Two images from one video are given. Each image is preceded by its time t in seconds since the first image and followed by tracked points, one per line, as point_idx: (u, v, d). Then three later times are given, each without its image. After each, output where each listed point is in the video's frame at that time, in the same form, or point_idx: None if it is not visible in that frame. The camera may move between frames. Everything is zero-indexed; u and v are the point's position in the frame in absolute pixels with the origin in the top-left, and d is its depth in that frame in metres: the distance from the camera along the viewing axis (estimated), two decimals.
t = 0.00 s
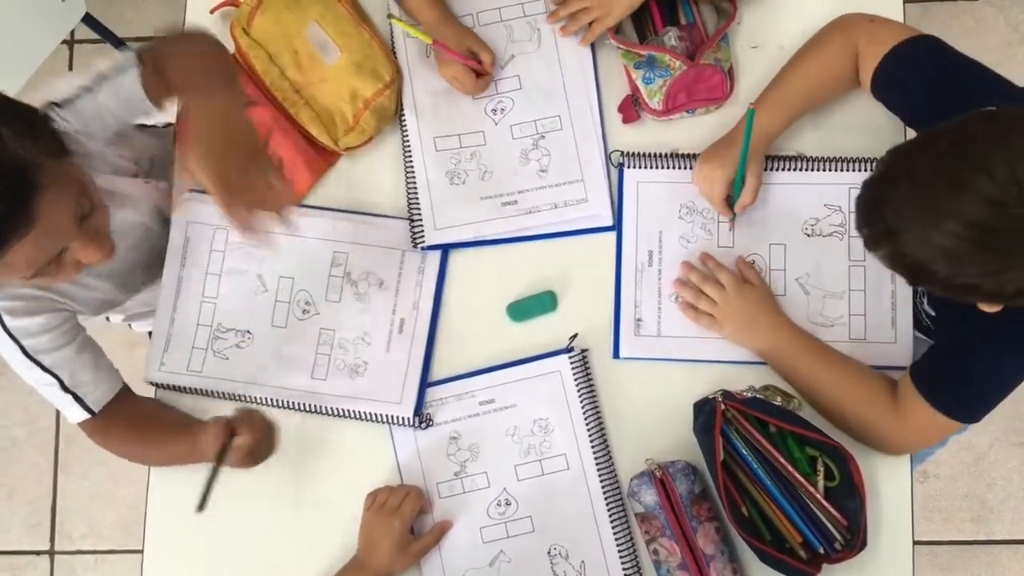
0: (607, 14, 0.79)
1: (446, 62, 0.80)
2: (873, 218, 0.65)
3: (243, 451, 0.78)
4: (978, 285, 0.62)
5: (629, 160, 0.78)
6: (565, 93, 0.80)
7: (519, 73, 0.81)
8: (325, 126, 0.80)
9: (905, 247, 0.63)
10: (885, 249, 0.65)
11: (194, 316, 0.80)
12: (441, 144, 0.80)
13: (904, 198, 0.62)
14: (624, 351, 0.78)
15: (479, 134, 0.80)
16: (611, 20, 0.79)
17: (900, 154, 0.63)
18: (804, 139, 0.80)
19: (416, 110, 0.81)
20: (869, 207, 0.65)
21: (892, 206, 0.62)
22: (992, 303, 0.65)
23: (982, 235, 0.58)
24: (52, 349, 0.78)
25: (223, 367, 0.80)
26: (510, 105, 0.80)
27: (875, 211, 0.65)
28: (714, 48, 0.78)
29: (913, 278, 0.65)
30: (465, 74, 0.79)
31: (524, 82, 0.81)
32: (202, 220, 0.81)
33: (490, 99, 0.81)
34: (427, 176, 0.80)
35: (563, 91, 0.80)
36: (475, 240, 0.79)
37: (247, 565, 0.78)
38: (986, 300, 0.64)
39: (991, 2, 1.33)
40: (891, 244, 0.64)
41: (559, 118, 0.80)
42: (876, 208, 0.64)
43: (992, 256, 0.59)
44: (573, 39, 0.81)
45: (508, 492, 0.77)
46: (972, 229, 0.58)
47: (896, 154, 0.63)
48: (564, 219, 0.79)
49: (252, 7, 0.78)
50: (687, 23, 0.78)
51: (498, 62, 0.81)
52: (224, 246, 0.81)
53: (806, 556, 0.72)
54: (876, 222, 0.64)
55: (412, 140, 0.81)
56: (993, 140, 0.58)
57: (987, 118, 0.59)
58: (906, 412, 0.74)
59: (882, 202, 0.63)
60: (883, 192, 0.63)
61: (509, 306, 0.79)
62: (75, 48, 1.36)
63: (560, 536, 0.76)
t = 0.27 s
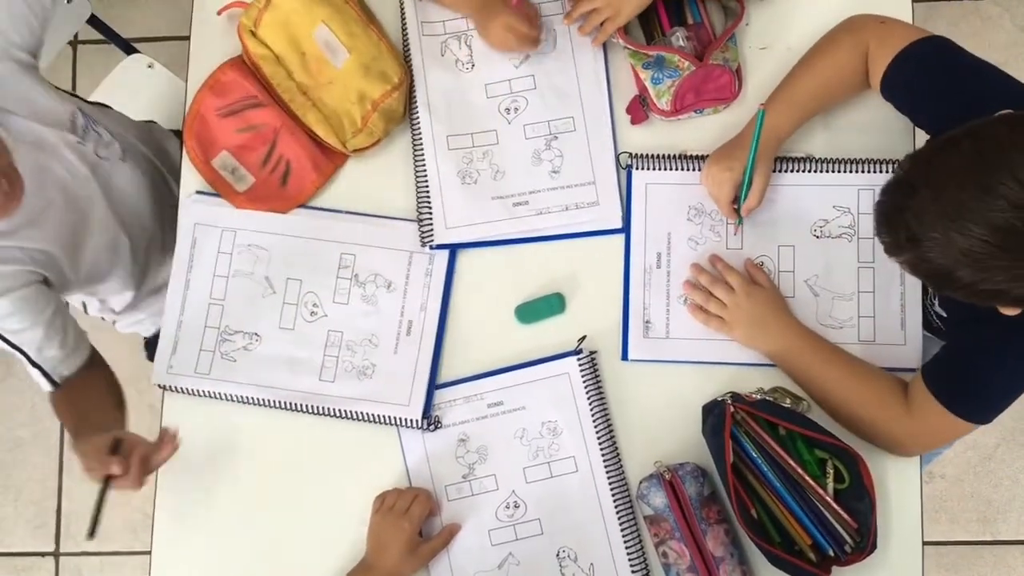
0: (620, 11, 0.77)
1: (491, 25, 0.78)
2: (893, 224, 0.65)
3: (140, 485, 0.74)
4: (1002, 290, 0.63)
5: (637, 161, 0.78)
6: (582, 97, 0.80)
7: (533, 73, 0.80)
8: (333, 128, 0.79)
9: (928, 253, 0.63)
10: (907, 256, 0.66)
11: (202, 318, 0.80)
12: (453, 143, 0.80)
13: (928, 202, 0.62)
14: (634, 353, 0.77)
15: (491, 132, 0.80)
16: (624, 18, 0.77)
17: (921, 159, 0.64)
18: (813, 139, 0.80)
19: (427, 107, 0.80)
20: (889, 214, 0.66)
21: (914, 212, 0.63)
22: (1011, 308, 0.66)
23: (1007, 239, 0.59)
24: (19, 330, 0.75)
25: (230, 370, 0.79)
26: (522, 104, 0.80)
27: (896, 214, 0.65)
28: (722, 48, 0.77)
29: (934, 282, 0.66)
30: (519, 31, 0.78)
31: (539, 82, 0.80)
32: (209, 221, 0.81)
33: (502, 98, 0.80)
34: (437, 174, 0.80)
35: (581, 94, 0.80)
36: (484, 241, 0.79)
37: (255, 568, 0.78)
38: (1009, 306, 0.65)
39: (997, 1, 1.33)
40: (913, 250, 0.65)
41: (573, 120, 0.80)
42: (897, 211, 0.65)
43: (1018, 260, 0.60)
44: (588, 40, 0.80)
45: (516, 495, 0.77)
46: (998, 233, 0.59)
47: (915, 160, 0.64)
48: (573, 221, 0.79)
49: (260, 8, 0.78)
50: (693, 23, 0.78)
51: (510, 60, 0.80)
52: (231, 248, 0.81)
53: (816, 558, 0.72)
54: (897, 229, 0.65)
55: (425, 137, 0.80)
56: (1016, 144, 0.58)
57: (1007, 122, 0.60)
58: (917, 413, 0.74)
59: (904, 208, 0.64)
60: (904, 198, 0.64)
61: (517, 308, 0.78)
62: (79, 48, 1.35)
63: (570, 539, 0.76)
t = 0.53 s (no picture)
0: (624, 15, 0.77)
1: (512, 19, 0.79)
2: (904, 226, 0.65)
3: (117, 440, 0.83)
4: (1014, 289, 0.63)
5: (640, 163, 0.78)
6: (584, 97, 0.80)
7: (535, 75, 0.80)
8: (335, 130, 0.79)
9: (941, 253, 0.63)
10: (918, 257, 0.66)
11: (205, 321, 0.80)
12: (456, 144, 0.80)
13: (942, 201, 0.62)
14: (637, 354, 0.77)
15: (490, 134, 0.80)
16: (628, 22, 0.77)
17: (931, 159, 0.64)
18: (816, 140, 0.79)
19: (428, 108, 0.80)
20: (899, 216, 0.66)
21: (927, 211, 0.63)
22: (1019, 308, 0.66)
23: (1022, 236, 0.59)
24: None
25: (233, 372, 0.79)
26: (525, 106, 0.80)
27: (908, 215, 0.65)
28: (725, 50, 0.77)
29: (948, 284, 0.66)
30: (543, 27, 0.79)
31: (541, 84, 0.80)
32: (211, 224, 0.81)
33: (505, 100, 0.80)
34: (440, 175, 0.80)
35: (580, 94, 0.80)
36: (487, 242, 0.79)
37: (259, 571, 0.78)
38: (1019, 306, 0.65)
39: None
40: (925, 251, 0.64)
41: (574, 122, 0.79)
42: (909, 212, 0.64)
43: None
44: (591, 43, 0.80)
45: (520, 497, 0.77)
46: (1012, 230, 0.59)
47: (925, 161, 0.64)
48: (576, 224, 0.79)
49: (261, 10, 0.78)
50: (697, 24, 0.78)
51: (516, 61, 0.80)
52: (234, 250, 0.80)
53: (820, 560, 0.72)
54: (909, 230, 0.65)
55: (427, 139, 0.80)
56: None
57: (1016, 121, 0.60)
58: (921, 412, 0.74)
59: (915, 209, 0.64)
60: (915, 199, 0.64)
61: (520, 310, 0.78)
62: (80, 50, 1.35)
63: (574, 541, 0.76)
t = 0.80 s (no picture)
0: (630, 18, 0.77)
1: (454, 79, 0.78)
2: (912, 229, 0.65)
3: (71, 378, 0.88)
4: None
5: (640, 167, 0.78)
6: (587, 102, 0.79)
7: (541, 80, 0.80)
8: (334, 136, 0.79)
9: (949, 256, 0.63)
10: (926, 260, 0.65)
11: (204, 329, 0.80)
12: (458, 147, 0.80)
13: (954, 202, 0.62)
14: (638, 359, 0.77)
15: (496, 137, 0.79)
16: (634, 25, 0.77)
17: (940, 163, 0.64)
18: (816, 143, 0.79)
19: (432, 111, 0.80)
20: (907, 219, 0.66)
21: (935, 215, 0.63)
22: None
23: None
24: None
25: (233, 380, 0.79)
26: (530, 110, 0.79)
27: (917, 218, 0.65)
28: (724, 53, 0.77)
29: (957, 287, 0.66)
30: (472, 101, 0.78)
31: (547, 89, 0.79)
32: (209, 231, 0.80)
33: (510, 103, 0.80)
34: (443, 178, 0.79)
35: (586, 99, 0.79)
36: (488, 245, 0.79)
37: None
38: None
39: None
40: (933, 255, 0.64)
41: (579, 128, 0.79)
42: (918, 215, 0.64)
43: None
44: (598, 45, 0.80)
45: (522, 503, 0.77)
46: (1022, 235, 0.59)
47: (934, 164, 0.64)
48: (577, 229, 0.79)
49: (259, 15, 0.77)
50: (695, 28, 0.78)
51: (520, 66, 0.80)
52: (233, 257, 0.80)
53: (823, 564, 0.72)
54: (917, 233, 0.65)
55: (430, 144, 0.80)
56: None
57: None
58: (924, 415, 0.74)
59: (924, 212, 0.64)
60: (924, 202, 0.64)
61: (521, 316, 0.78)
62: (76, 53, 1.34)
63: (577, 546, 0.76)
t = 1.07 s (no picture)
0: (629, 18, 0.76)
1: (450, 133, 0.78)
2: (909, 236, 0.65)
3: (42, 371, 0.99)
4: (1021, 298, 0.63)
5: (633, 172, 0.78)
6: (584, 110, 0.79)
7: (540, 86, 0.79)
8: (326, 144, 0.79)
9: (947, 263, 0.63)
10: (923, 267, 0.65)
11: (197, 339, 0.79)
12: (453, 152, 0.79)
13: (953, 206, 0.61)
14: (633, 366, 0.77)
15: (497, 141, 0.79)
16: (634, 25, 0.76)
17: (936, 170, 0.63)
18: (809, 148, 0.79)
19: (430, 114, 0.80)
20: (904, 226, 0.65)
21: (933, 222, 0.63)
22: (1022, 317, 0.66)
23: None
24: None
25: (226, 391, 0.78)
26: (527, 116, 0.79)
27: (912, 225, 0.64)
28: (718, 59, 0.77)
29: (953, 292, 0.66)
30: (474, 150, 0.78)
31: (545, 96, 0.79)
32: (202, 240, 0.80)
33: (508, 109, 0.79)
34: (439, 184, 0.79)
35: (583, 107, 0.79)
36: (483, 251, 0.78)
37: None
38: None
39: None
40: (930, 262, 0.64)
41: (576, 135, 0.79)
42: (913, 222, 0.64)
43: None
44: (596, 49, 0.79)
45: (519, 512, 0.76)
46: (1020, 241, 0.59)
47: (930, 171, 0.64)
48: (572, 237, 0.78)
49: (249, 24, 0.77)
50: (689, 32, 0.78)
51: (519, 71, 0.80)
52: (225, 267, 0.80)
53: (820, 570, 0.72)
54: (914, 240, 0.65)
55: (426, 151, 0.80)
56: None
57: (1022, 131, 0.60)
58: (919, 419, 0.74)
59: (922, 219, 0.64)
60: (921, 209, 0.63)
61: (515, 324, 0.78)
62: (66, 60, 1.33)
63: (574, 554, 0.76)
